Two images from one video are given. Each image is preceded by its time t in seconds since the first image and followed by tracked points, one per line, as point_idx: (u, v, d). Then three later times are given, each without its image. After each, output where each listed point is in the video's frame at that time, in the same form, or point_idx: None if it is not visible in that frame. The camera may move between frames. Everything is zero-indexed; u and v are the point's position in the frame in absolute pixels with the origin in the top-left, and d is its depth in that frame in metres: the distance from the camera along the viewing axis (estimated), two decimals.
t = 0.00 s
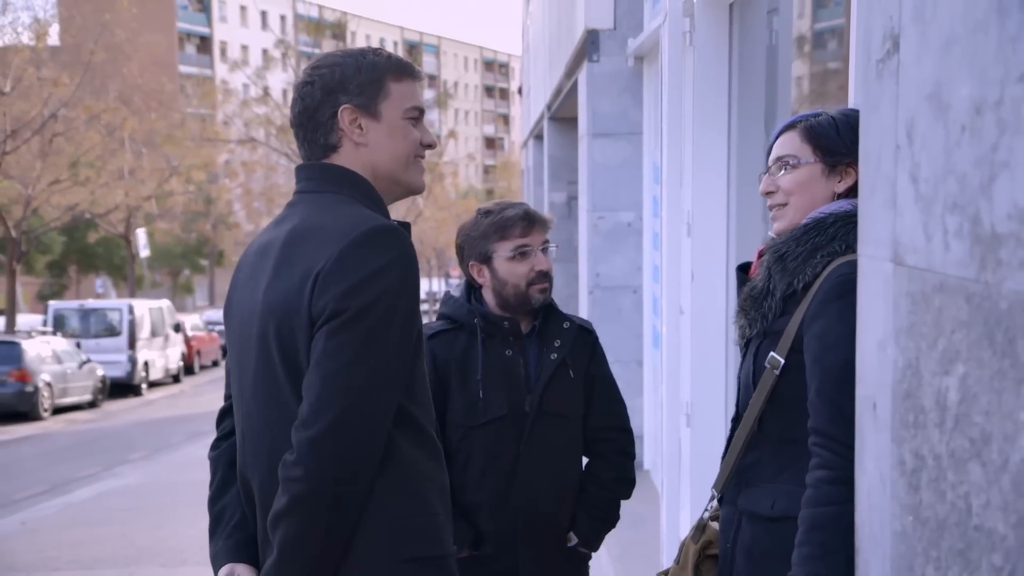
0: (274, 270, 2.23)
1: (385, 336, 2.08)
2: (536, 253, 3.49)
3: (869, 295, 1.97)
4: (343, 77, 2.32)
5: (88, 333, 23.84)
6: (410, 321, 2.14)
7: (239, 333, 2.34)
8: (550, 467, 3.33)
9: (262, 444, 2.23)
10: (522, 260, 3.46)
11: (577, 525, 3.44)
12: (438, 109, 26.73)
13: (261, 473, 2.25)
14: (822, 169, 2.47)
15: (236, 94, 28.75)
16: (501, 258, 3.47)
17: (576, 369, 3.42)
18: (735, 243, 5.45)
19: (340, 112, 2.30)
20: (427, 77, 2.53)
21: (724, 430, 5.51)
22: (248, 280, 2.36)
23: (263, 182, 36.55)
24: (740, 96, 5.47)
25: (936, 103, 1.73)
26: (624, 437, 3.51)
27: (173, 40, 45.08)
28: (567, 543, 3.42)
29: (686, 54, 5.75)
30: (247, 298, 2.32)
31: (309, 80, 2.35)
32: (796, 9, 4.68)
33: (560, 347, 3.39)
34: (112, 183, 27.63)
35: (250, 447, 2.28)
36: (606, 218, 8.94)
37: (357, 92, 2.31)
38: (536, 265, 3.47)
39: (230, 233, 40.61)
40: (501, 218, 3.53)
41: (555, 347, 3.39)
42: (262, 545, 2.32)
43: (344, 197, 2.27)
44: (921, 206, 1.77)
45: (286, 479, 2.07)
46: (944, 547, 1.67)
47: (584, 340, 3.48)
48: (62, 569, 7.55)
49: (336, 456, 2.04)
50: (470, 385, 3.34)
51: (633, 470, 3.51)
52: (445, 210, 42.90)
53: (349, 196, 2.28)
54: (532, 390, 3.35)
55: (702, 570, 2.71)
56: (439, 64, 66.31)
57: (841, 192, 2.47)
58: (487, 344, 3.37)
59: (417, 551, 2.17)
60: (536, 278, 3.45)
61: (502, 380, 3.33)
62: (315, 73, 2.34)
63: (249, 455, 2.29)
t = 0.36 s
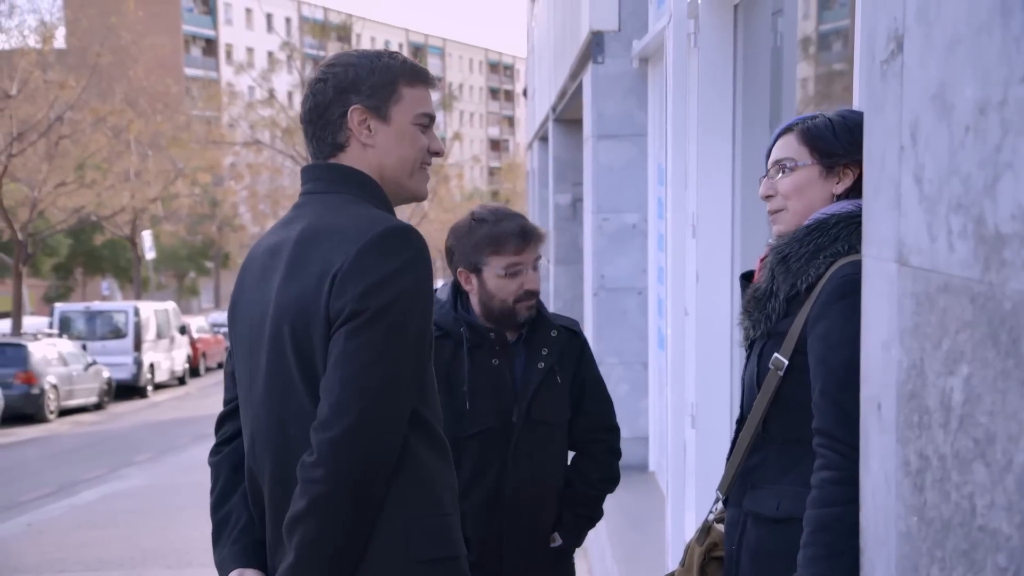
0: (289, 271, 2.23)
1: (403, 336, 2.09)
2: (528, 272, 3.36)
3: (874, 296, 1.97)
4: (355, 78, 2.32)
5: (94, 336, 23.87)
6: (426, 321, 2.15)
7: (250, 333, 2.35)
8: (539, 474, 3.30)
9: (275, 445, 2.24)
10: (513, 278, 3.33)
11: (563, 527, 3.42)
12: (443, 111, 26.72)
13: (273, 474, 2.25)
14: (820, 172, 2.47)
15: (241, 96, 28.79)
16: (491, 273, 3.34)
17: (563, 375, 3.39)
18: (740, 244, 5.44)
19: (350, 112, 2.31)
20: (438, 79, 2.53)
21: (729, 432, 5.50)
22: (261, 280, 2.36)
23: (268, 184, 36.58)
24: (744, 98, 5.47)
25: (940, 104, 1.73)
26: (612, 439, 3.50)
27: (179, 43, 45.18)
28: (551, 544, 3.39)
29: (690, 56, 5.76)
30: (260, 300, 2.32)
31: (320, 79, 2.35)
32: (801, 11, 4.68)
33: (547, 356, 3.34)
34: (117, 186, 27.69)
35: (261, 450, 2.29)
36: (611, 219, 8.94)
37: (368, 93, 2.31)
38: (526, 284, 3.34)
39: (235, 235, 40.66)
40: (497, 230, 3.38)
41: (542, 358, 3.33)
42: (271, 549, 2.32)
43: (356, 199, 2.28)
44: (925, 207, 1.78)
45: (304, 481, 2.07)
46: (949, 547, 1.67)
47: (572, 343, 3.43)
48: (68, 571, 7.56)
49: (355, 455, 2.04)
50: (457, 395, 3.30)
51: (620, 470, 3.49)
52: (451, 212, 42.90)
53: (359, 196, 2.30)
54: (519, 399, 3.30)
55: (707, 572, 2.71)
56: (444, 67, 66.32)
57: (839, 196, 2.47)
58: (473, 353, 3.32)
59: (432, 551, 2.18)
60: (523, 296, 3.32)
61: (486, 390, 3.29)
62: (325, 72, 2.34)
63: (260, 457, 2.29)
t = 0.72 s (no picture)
0: (299, 272, 2.23)
1: (419, 337, 2.10)
2: (530, 301, 3.22)
3: (875, 299, 1.97)
4: (355, 78, 2.32)
5: (95, 337, 23.87)
6: (438, 323, 2.16)
7: (256, 334, 2.34)
8: (544, 466, 3.24)
9: (283, 447, 2.24)
10: (515, 306, 3.20)
11: (568, 505, 3.36)
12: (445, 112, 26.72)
13: (279, 476, 2.25)
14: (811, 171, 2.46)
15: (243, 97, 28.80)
16: (493, 296, 3.21)
17: (559, 364, 3.33)
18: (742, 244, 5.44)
19: (351, 114, 2.31)
20: (438, 77, 2.52)
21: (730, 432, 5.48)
22: (268, 279, 2.36)
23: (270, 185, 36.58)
24: (746, 99, 5.48)
25: (941, 104, 1.73)
26: (615, 416, 3.46)
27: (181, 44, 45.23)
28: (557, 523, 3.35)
29: (692, 58, 5.78)
30: (267, 300, 2.32)
31: (322, 78, 2.35)
32: (802, 13, 4.68)
33: (544, 350, 3.29)
34: (119, 187, 27.70)
35: (268, 451, 2.29)
36: (612, 220, 8.94)
37: (367, 94, 2.31)
38: (527, 311, 3.21)
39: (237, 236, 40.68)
40: (506, 251, 3.24)
41: (538, 353, 3.28)
42: (274, 551, 2.33)
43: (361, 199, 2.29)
44: (927, 207, 1.78)
45: (318, 484, 2.07)
46: (951, 547, 1.67)
47: (564, 332, 3.38)
48: (68, 573, 7.56)
49: (372, 458, 2.04)
50: (457, 398, 3.20)
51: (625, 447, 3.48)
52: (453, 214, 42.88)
53: (364, 196, 2.31)
54: (520, 394, 3.23)
55: None
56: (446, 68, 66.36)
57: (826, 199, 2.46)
58: (469, 353, 3.24)
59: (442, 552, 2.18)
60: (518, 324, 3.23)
61: (486, 387, 3.20)
62: (326, 72, 2.34)
63: (267, 458, 2.29)
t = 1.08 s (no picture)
0: (288, 273, 2.23)
1: (405, 339, 2.09)
2: (560, 280, 3.27)
3: (873, 302, 1.97)
4: (353, 80, 2.32)
5: (95, 338, 23.87)
6: (427, 324, 2.15)
7: (249, 335, 2.35)
8: (577, 472, 3.25)
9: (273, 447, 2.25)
10: (546, 286, 3.25)
11: (604, 512, 3.34)
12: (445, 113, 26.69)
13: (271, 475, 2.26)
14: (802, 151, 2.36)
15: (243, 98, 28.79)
16: (523, 280, 3.26)
17: (596, 369, 3.31)
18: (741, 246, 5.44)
19: (347, 115, 2.32)
20: (441, 78, 2.51)
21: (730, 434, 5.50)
22: (261, 280, 2.37)
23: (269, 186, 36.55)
24: (746, 102, 5.49)
25: (940, 105, 1.73)
26: (653, 420, 3.44)
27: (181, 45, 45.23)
28: (591, 530, 3.32)
29: (692, 60, 5.79)
30: (260, 301, 2.33)
31: (324, 78, 2.36)
32: (803, 14, 4.68)
33: (579, 354, 3.28)
34: (118, 188, 27.71)
35: (259, 451, 2.29)
36: (612, 222, 8.96)
37: (363, 96, 2.31)
38: (560, 293, 3.25)
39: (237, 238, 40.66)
40: (527, 236, 3.29)
41: (574, 358, 3.27)
42: (267, 550, 2.33)
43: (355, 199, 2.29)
44: (927, 209, 1.77)
45: (302, 485, 2.08)
46: (950, 548, 1.67)
47: (601, 336, 3.36)
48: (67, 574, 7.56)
49: (355, 460, 2.04)
50: (490, 404, 3.21)
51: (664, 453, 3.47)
52: (452, 215, 42.82)
53: (363, 198, 2.30)
54: (555, 399, 3.23)
55: None
56: (446, 69, 66.34)
57: (814, 179, 2.32)
58: (504, 358, 3.24)
59: (431, 555, 2.18)
60: (556, 306, 3.24)
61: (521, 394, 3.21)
62: (326, 74, 2.36)
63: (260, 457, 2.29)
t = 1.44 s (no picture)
0: (283, 273, 2.23)
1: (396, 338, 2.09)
2: (590, 266, 3.39)
3: (868, 302, 1.97)
4: (348, 82, 2.32)
5: (91, 339, 23.87)
6: (418, 323, 2.15)
7: (245, 336, 2.35)
8: (611, 472, 3.27)
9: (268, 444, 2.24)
10: (575, 272, 3.37)
11: (646, 521, 3.35)
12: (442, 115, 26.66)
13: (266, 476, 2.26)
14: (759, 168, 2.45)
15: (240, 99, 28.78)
16: (553, 268, 3.39)
17: (636, 373, 3.33)
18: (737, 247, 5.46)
19: (342, 116, 2.32)
20: (440, 81, 2.50)
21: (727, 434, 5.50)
22: (258, 280, 2.37)
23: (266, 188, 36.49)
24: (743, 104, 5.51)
25: (935, 108, 1.74)
26: (700, 432, 3.45)
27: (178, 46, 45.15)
28: (631, 539, 3.35)
29: (689, 62, 5.82)
30: (256, 299, 2.33)
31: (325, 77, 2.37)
32: (799, 17, 4.68)
33: (615, 350, 3.31)
34: (115, 189, 27.70)
35: (255, 450, 2.29)
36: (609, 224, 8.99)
37: (358, 97, 2.31)
38: (591, 277, 3.36)
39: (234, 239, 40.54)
40: (555, 227, 3.43)
41: (610, 354, 3.30)
42: (262, 550, 2.33)
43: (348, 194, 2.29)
44: (921, 210, 1.78)
45: (291, 483, 2.08)
46: (943, 550, 1.68)
47: (644, 339, 3.39)
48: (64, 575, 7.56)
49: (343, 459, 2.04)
50: (526, 396, 3.30)
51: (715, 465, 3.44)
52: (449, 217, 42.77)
53: (364, 197, 2.30)
54: (590, 397, 3.27)
55: None
56: (443, 71, 66.31)
57: (753, 196, 2.42)
58: (541, 352, 3.31)
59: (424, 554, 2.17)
60: (588, 289, 3.34)
61: (555, 390, 3.27)
62: (325, 73, 2.36)
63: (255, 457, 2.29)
